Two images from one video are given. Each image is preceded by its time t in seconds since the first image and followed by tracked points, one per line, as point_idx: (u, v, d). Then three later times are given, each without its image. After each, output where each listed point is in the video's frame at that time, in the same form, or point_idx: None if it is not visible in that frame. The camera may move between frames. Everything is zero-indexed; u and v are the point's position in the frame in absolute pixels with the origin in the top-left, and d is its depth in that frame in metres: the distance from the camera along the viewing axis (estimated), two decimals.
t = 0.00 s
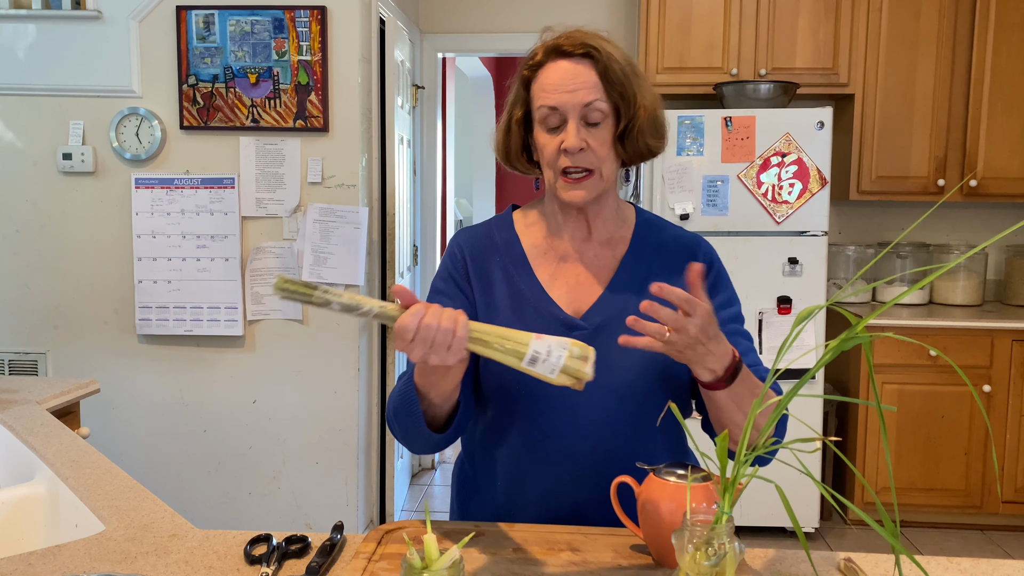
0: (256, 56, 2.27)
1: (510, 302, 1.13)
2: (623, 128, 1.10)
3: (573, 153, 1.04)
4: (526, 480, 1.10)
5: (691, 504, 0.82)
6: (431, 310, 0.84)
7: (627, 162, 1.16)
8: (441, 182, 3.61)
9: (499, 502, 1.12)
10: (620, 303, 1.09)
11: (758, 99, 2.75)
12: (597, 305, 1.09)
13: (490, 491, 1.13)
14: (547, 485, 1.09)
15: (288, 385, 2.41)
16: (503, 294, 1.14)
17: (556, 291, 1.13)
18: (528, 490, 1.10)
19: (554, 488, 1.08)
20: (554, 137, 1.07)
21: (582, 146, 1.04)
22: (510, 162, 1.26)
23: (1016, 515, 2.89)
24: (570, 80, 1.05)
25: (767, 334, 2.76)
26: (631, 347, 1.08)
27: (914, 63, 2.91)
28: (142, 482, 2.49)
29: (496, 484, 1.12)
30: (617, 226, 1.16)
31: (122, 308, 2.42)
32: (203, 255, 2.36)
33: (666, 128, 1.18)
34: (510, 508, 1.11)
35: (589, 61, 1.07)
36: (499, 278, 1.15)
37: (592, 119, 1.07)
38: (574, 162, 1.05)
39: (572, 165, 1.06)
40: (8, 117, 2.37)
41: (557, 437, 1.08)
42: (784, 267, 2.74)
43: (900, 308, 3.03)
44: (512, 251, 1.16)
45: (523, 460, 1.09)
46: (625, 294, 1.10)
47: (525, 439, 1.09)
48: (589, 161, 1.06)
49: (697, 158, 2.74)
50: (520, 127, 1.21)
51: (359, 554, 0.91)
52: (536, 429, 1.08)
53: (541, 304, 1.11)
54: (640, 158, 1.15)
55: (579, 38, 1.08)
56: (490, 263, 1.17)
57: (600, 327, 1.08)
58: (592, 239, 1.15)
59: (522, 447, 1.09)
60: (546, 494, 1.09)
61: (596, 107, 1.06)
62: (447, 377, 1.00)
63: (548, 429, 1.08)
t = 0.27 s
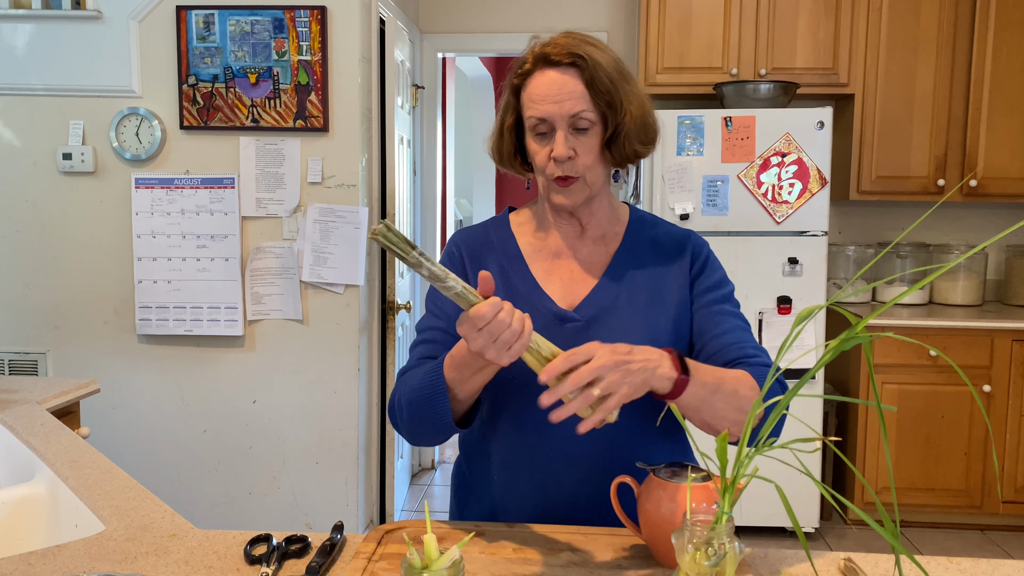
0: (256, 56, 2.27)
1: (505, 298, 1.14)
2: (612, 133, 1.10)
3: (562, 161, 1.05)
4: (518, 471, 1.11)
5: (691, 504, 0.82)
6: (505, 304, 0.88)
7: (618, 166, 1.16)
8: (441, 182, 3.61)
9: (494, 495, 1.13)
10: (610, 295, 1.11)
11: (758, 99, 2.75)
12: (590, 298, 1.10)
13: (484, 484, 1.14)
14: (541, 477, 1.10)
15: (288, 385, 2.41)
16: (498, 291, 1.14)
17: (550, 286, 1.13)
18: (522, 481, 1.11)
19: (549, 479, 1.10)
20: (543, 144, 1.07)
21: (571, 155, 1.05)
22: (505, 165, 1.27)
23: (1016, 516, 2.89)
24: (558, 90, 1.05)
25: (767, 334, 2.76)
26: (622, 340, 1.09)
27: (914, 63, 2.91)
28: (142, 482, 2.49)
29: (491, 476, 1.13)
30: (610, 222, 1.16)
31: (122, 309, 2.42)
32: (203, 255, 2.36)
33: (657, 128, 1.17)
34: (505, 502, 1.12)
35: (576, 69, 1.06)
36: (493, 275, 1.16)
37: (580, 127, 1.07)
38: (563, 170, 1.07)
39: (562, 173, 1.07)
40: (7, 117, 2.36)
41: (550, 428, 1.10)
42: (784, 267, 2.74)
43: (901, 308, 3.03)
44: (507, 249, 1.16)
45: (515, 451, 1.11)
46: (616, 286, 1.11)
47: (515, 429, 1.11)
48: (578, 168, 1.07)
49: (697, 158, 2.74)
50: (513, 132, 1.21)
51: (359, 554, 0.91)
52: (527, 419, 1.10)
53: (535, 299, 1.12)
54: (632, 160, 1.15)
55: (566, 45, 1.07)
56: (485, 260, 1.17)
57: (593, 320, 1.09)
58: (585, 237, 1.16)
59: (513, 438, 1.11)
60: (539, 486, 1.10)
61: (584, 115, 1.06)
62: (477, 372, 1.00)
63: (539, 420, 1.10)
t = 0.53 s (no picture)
0: (256, 56, 2.27)
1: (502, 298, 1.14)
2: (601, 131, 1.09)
3: (550, 162, 1.06)
4: (513, 470, 1.11)
5: (691, 504, 0.82)
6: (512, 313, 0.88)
7: (613, 164, 1.14)
8: (441, 182, 3.61)
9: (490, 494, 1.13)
10: (605, 295, 1.11)
11: (758, 99, 2.75)
12: (586, 297, 1.10)
13: (481, 483, 1.14)
14: (536, 476, 1.10)
15: (288, 385, 2.41)
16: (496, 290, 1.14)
17: (546, 286, 1.14)
18: (517, 479, 1.11)
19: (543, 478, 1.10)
20: (532, 144, 1.07)
21: (558, 155, 1.05)
22: (503, 169, 1.27)
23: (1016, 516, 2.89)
24: (543, 90, 1.05)
25: (767, 334, 2.76)
26: (617, 339, 1.09)
27: (914, 63, 2.91)
28: (142, 482, 2.49)
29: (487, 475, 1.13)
30: (607, 222, 1.16)
31: (122, 309, 2.42)
32: (203, 255, 2.36)
33: (652, 123, 1.16)
34: (500, 501, 1.12)
35: (562, 68, 1.06)
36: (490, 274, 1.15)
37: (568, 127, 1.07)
38: (553, 171, 1.07)
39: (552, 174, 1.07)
40: (7, 117, 2.37)
41: (544, 426, 1.10)
42: (784, 267, 2.74)
43: (901, 308, 3.03)
44: (506, 249, 1.16)
45: (510, 450, 1.11)
46: (611, 285, 1.11)
47: (510, 427, 1.11)
48: (568, 168, 1.07)
49: (697, 158, 2.74)
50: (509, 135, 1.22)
51: (359, 554, 0.91)
52: (521, 417, 1.11)
53: (531, 299, 1.12)
54: (627, 157, 1.14)
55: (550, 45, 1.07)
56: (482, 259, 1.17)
57: (588, 319, 1.09)
58: (583, 237, 1.16)
59: (508, 436, 1.11)
60: (533, 485, 1.10)
61: (571, 115, 1.05)
62: (460, 377, 1.00)
63: (533, 418, 1.10)
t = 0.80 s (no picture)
0: (256, 56, 2.27)
1: (499, 298, 1.14)
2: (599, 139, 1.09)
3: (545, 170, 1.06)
4: (513, 468, 1.11)
5: (691, 504, 0.82)
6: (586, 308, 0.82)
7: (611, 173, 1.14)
8: (441, 181, 3.61)
9: (490, 492, 1.13)
10: (606, 294, 1.11)
11: (758, 99, 2.75)
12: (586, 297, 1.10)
13: (481, 481, 1.14)
14: (536, 475, 1.10)
15: (288, 385, 2.41)
16: (494, 289, 1.15)
17: (546, 285, 1.14)
18: (517, 477, 1.11)
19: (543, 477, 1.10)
20: (528, 151, 1.08)
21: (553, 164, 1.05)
22: (506, 168, 1.27)
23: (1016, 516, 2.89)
24: (540, 99, 1.04)
25: (767, 334, 2.76)
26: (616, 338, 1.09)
27: (914, 63, 2.91)
28: (141, 482, 2.49)
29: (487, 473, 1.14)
30: (607, 223, 1.16)
31: (122, 309, 2.42)
32: (203, 255, 2.36)
33: (654, 131, 1.14)
34: (500, 500, 1.12)
35: (560, 75, 1.05)
36: (487, 274, 1.16)
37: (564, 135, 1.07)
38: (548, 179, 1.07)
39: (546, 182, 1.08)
40: (7, 117, 2.36)
41: (543, 424, 1.10)
42: (784, 267, 2.74)
43: (901, 308, 3.03)
44: (504, 251, 1.17)
45: (510, 449, 1.11)
46: (611, 285, 1.11)
47: (510, 425, 1.11)
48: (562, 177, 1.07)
49: (697, 158, 2.74)
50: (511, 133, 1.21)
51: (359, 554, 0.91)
52: (520, 415, 1.11)
53: (531, 297, 1.12)
54: (625, 167, 1.13)
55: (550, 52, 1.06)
56: (480, 259, 1.18)
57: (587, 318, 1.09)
58: (582, 237, 1.16)
59: (509, 435, 1.11)
60: (533, 484, 1.10)
61: (566, 124, 1.05)
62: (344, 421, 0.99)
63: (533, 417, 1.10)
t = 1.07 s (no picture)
0: (256, 56, 2.27)
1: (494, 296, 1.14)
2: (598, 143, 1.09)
3: (544, 168, 1.06)
4: (510, 466, 1.12)
5: (691, 504, 0.82)
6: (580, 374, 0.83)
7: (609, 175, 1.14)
8: (442, 181, 3.61)
9: (489, 489, 1.14)
10: (598, 290, 1.11)
11: (758, 99, 2.75)
12: (581, 294, 1.10)
13: (480, 477, 1.15)
14: (533, 471, 1.10)
15: (288, 385, 2.41)
16: (490, 288, 1.15)
17: (541, 282, 1.14)
18: (515, 475, 1.11)
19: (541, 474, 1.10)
20: (528, 149, 1.07)
21: (552, 163, 1.06)
22: (502, 163, 1.27)
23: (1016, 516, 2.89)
24: (543, 97, 1.05)
25: (767, 334, 2.76)
26: (609, 334, 1.08)
27: (914, 63, 2.91)
28: (141, 482, 2.49)
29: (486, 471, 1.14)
30: (601, 220, 1.16)
31: (122, 309, 2.42)
32: (203, 255, 2.36)
33: (652, 140, 1.15)
34: (499, 498, 1.13)
35: (565, 76, 1.05)
36: (483, 273, 1.17)
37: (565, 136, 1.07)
38: (545, 178, 1.07)
39: (544, 180, 1.08)
40: (7, 117, 2.36)
41: (539, 422, 1.10)
42: (784, 267, 2.74)
43: (900, 308, 3.03)
44: (500, 249, 1.17)
45: (506, 445, 1.12)
46: (605, 281, 1.11)
47: (505, 421, 1.12)
48: (560, 176, 1.07)
49: (697, 158, 2.74)
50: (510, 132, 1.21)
51: (359, 554, 0.91)
52: (516, 412, 1.11)
53: (525, 294, 1.12)
54: (622, 171, 1.14)
55: (557, 51, 1.06)
56: (476, 258, 1.18)
57: (581, 315, 1.09)
58: (577, 235, 1.15)
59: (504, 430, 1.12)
60: (530, 480, 1.10)
61: (569, 126, 1.06)
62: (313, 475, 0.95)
63: (528, 413, 1.10)
